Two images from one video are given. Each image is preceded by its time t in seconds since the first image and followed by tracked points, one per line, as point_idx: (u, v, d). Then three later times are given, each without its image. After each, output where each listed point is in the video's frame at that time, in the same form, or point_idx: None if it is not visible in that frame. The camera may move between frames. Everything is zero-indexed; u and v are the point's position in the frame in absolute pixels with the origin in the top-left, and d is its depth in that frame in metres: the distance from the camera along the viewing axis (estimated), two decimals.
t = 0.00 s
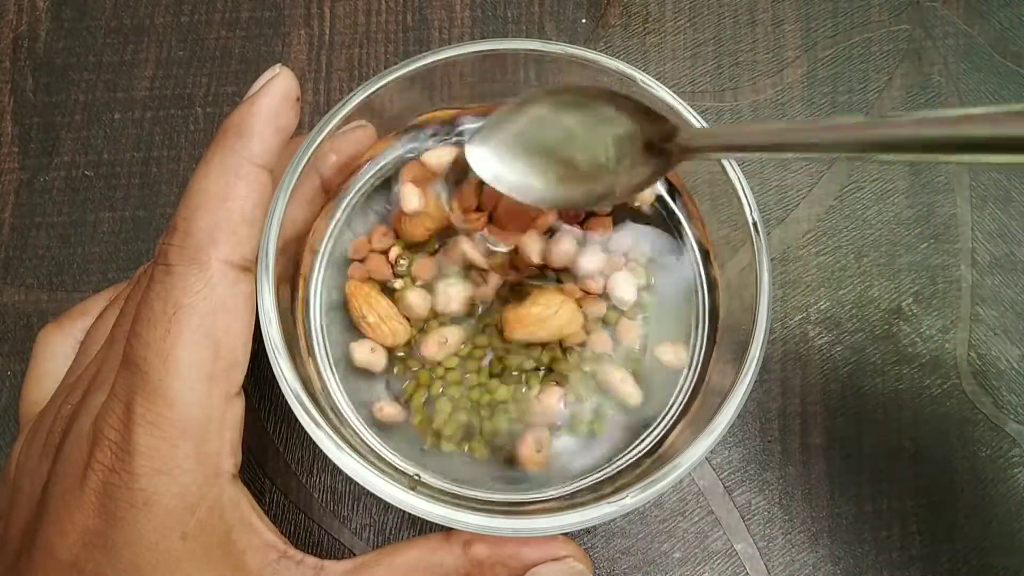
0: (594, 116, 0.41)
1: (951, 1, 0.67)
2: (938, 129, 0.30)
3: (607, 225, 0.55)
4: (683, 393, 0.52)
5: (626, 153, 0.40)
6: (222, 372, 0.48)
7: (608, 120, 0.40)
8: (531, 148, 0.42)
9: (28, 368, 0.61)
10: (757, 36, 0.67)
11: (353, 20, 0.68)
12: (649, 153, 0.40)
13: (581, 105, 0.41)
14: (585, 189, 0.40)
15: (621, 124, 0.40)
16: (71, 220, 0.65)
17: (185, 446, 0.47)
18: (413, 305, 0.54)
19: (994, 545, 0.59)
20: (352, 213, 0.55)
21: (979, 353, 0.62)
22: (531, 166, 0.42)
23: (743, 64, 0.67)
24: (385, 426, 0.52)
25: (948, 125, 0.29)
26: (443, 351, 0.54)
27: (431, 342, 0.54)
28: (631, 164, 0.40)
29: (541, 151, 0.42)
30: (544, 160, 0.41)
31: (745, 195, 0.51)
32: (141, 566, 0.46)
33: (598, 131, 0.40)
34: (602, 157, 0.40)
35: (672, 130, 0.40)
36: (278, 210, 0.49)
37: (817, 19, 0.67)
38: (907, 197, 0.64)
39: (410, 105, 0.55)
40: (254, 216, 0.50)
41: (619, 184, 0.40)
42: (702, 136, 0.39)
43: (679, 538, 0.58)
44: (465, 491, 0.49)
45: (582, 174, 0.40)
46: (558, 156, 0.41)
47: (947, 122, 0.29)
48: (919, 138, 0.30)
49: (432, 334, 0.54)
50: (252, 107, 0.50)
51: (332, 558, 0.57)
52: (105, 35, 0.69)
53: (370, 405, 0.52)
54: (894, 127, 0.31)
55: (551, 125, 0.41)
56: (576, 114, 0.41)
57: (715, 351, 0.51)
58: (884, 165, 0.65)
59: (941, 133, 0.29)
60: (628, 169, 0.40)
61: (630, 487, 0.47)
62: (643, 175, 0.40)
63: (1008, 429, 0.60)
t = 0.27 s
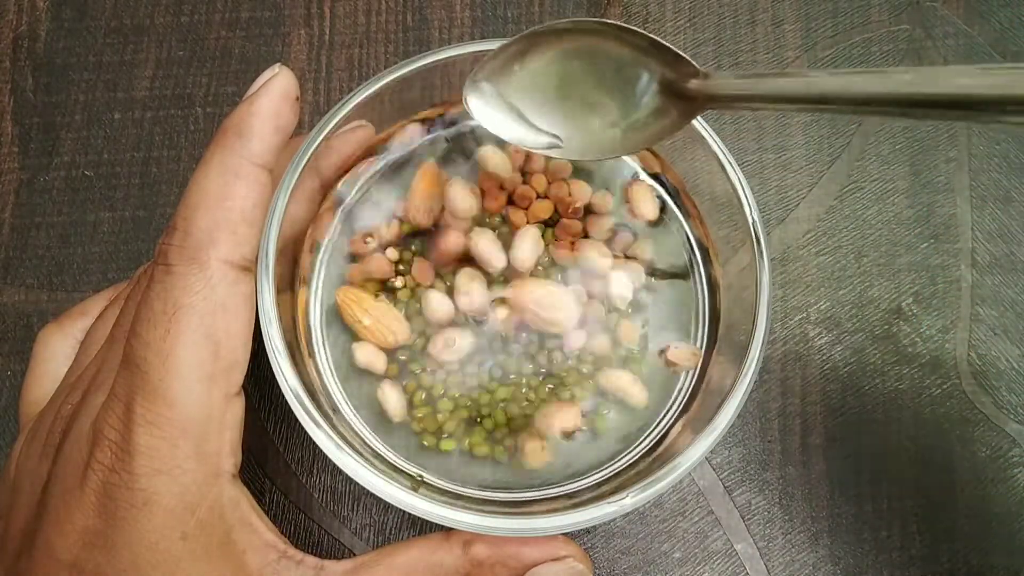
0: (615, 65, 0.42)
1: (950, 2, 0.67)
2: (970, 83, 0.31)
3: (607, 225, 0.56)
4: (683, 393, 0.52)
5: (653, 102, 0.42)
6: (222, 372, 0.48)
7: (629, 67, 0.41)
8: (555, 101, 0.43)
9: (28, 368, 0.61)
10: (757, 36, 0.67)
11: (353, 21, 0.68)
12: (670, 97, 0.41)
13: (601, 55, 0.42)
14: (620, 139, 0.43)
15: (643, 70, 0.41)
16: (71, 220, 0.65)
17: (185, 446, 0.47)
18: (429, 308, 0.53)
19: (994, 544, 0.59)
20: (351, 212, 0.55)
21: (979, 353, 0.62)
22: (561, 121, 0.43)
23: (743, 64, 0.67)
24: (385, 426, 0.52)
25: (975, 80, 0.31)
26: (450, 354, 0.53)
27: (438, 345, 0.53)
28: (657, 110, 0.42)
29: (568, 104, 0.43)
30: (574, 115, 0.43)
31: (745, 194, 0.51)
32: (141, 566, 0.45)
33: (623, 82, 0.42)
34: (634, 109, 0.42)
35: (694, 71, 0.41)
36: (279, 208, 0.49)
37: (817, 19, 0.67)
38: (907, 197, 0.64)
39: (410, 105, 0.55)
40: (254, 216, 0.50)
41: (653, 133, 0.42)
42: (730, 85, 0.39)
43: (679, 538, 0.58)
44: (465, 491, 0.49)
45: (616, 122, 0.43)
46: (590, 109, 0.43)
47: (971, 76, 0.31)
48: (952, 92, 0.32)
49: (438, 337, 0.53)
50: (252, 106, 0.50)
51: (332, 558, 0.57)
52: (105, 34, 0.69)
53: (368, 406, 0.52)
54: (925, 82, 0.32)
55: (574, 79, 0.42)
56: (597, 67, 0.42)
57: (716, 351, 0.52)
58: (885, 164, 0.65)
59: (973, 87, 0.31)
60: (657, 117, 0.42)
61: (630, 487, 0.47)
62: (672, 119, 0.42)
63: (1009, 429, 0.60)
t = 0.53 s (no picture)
0: (595, 108, 0.41)
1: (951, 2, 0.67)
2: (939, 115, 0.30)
3: (607, 225, 0.56)
4: (683, 393, 0.52)
5: (632, 145, 0.41)
6: (222, 372, 0.48)
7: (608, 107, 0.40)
8: (536, 145, 0.42)
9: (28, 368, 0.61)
10: (757, 36, 0.67)
11: (353, 21, 0.68)
12: (648, 141, 0.40)
13: (581, 98, 0.41)
14: (600, 183, 0.42)
15: (623, 114, 0.40)
16: (71, 220, 0.65)
17: (185, 445, 0.47)
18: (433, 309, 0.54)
19: (994, 544, 0.59)
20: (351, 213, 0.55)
21: (979, 353, 0.62)
22: (542, 165, 0.42)
23: (743, 64, 0.67)
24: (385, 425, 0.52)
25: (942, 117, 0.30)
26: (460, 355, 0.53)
27: (450, 347, 0.53)
28: (636, 155, 0.41)
29: (548, 148, 0.42)
30: (555, 158, 0.42)
31: (745, 194, 0.50)
32: (141, 567, 0.45)
33: (603, 126, 0.41)
34: (614, 152, 0.41)
35: (670, 117, 0.41)
36: (279, 209, 0.48)
37: (817, 19, 0.67)
38: (907, 197, 0.64)
39: (409, 105, 0.55)
40: (254, 216, 0.50)
41: (631, 176, 0.41)
42: (698, 127, 0.38)
43: (679, 538, 0.58)
44: (466, 491, 0.49)
45: (596, 167, 0.41)
46: (570, 153, 0.42)
47: (938, 111, 0.30)
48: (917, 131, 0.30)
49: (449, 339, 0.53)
50: (252, 106, 0.49)
51: (332, 558, 0.57)
52: (105, 35, 0.69)
53: (369, 406, 0.52)
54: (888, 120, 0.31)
55: (554, 122, 0.41)
56: (577, 110, 0.41)
57: (717, 349, 0.51)
58: (885, 165, 0.65)
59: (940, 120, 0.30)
60: (636, 161, 0.41)
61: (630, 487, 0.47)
62: (651, 163, 0.41)
63: (1009, 429, 0.60)
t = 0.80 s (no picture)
0: (605, 103, 0.41)
1: (951, 1, 0.67)
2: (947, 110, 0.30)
3: (607, 225, 0.56)
4: (684, 393, 0.52)
5: (639, 141, 0.41)
6: (221, 372, 0.48)
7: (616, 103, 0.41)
8: (545, 138, 0.42)
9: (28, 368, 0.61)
10: (757, 36, 0.67)
11: (353, 21, 0.68)
12: (654, 136, 0.41)
13: (592, 92, 0.41)
14: (606, 177, 0.42)
15: (631, 109, 0.41)
16: (71, 220, 0.65)
17: (184, 446, 0.47)
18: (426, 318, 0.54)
19: (994, 545, 0.59)
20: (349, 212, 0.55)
21: (979, 353, 0.62)
22: (550, 158, 0.42)
23: (743, 64, 0.67)
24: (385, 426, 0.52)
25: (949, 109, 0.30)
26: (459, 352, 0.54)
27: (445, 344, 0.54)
28: (643, 150, 0.41)
29: (557, 141, 0.42)
30: (563, 152, 0.42)
31: (745, 194, 0.50)
32: (141, 567, 0.45)
33: (612, 120, 0.41)
34: (622, 146, 0.41)
35: (679, 110, 0.41)
36: (279, 209, 0.48)
37: (817, 19, 0.67)
38: (907, 197, 0.64)
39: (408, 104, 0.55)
40: (254, 216, 0.50)
41: (637, 171, 0.41)
42: (705, 122, 0.39)
43: (679, 538, 0.58)
44: (466, 492, 0.49)
45: (603, 161, 0.42)
46: (579, 147, 0.42)
47: (944, 103, 0.30)
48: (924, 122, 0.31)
49: (444, 337, 0.54)
50: (252, 106, 0.49)
51: (332, 558, 0.57)
52: (105, 35, 0.69)
53: (369, 407, 0.52)
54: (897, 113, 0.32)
55: (564, 116, 0.42)
56: (587, 104, 0.41)
57: (717, 349, 0.51)
58: (885, 164, 0.65)
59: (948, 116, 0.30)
60: (643, 156, 0.41)
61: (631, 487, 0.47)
62: (657, 158, 0.41)
63: (1010, 429, 0.60)
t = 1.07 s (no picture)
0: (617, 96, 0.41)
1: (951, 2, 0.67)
2: (962, 104, 0.30)
3: (608, 225, 0.56)
4: (684, 393, 0.52)
5: (652, 134, 0.41)
6: (221, 372, 0.48)
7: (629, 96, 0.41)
8: (556, 131, 0.42)
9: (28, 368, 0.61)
10: (757, 36, 0.67)
11: (353, 21, 0.68)
12: (668, 129, 0.41)
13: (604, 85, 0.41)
14: (618, 171, 0.42)
15: (644, 102, 0.41)
16: (71, 220, 0.65)
17: (184, 446, 0.47)
18: (431, 324, 0.54)
19: (994, 544, 0.59)
20: (349, 212, 0.55)
21: (979, 353, 0.62)
22: (561, 151, 0.42)
23: (743, 64, 0.67)
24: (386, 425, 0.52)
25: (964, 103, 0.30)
26: (461, 355, 0.54)
27: (451, 347, 0.54)
28: (655, 143, 0.41)
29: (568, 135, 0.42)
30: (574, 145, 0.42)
31: (746, 194, 0.50)
32: (141, 567, 0.45)
33: (624, 114, 0.41)
34: (633, 140, 0.41)
35: (692, 102, 0.40)
36: (279, 209, 0.48)
37: (817, 19, 0.67)
38: (907, 197, 0.64)
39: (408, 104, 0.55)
40: (254, 217, 0.50)
41: (648, 164, 0.41)
42: (720, 115, 0.38)
43: (679, 538, 0.58)
44: (466, 492, 0.49)
45: (613, 155, 0.42)
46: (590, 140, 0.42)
47: (957, 97, 0.31)
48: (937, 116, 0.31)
49: (446, 340, 0.54)
50: (252, 106, 0.49)
51: (332, 558, 0.57)
52: (105, 35, 0.69)
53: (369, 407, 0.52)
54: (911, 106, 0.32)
55: (576, 109, 0.42)
56: (599, 97, 0.41)
57: (717, 348, 0.51)
58: (885, 164, 0.65)
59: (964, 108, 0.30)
60: (655, 150, 0.41)
61: (630, 487, 0.47)
62: (669, 151, 0.41)
63: (1010, 429, 0.60)
